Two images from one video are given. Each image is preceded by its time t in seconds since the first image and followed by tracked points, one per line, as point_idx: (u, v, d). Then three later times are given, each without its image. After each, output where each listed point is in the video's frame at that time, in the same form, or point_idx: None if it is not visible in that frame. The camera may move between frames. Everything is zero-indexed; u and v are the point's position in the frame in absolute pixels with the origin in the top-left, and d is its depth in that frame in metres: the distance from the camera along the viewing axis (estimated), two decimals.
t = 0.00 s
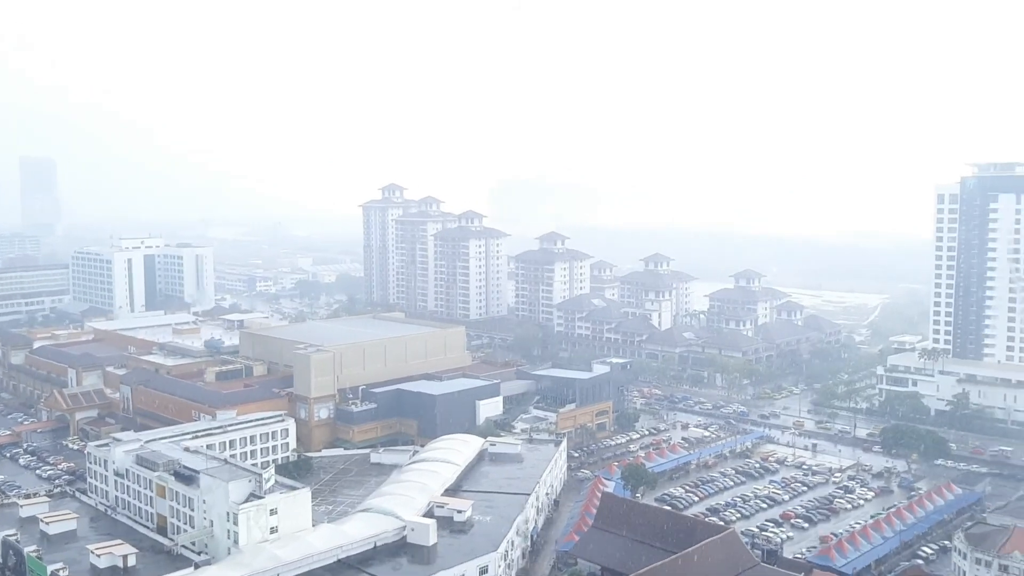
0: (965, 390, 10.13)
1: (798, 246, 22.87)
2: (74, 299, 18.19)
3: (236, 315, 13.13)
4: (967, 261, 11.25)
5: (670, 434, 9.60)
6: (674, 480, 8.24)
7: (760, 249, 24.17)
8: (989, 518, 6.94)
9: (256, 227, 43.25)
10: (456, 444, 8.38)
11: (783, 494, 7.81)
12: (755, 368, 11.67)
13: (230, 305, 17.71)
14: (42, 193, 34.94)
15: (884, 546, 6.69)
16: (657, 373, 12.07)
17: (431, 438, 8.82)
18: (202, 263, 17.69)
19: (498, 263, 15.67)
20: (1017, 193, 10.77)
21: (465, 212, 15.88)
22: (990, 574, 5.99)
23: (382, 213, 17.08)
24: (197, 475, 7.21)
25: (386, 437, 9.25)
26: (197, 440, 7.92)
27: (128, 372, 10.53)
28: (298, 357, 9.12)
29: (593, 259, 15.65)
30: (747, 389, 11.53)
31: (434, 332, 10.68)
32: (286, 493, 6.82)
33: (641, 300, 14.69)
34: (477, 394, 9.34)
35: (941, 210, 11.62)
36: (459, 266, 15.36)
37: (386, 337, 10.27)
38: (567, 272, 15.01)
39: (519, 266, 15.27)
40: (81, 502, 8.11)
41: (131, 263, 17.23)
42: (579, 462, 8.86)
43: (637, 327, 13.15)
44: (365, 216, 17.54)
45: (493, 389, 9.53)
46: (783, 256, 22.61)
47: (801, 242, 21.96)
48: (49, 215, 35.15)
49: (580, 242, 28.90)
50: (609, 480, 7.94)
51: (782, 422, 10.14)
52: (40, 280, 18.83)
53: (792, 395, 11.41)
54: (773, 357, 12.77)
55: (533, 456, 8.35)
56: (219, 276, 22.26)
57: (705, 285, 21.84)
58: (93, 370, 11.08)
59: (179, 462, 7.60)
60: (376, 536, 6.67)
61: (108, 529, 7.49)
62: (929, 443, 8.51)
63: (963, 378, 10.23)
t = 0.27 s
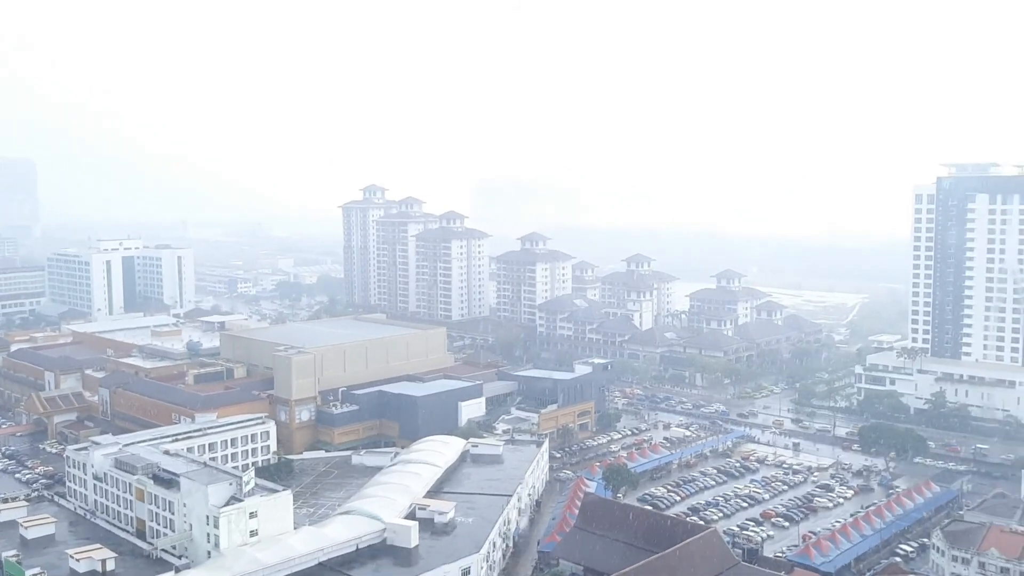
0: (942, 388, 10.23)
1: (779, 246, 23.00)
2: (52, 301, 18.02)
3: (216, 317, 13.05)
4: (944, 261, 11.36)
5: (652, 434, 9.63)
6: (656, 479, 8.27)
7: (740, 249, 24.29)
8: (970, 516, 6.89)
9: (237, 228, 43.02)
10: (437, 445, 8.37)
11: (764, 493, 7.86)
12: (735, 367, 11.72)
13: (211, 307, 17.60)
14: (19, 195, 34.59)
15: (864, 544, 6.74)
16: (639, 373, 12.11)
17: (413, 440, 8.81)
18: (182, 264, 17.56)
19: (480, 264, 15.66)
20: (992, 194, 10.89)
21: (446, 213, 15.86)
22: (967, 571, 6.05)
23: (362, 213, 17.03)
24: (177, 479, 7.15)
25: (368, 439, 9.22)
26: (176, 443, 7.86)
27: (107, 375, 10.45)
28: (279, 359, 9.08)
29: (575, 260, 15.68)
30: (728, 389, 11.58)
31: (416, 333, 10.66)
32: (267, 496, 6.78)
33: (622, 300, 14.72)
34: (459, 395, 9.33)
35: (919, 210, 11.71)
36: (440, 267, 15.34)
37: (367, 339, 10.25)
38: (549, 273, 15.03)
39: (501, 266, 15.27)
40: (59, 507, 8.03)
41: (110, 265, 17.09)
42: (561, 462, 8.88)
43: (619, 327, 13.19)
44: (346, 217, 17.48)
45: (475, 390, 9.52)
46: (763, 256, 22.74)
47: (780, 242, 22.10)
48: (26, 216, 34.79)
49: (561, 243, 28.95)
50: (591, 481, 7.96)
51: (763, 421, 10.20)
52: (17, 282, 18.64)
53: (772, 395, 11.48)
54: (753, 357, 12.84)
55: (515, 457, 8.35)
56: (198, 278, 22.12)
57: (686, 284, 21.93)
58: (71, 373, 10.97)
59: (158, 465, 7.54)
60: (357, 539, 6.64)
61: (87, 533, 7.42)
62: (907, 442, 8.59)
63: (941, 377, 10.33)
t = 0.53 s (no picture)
0: (921, 387, 10.31)
1: (761, 246, 23.11)
2: (31, 303, 17.86)
3: (197, 318, 12.97)
4: (923, 261, 11.45)
5: (634, 433, 9.66)
6: (638, 479, 8.29)
7: (722, 249, 24.40)
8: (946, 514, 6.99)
9: (218, 228, 42.78)
10: (419, 446, 8.36)
11: (744, 492, 7.90)
12: (716, 367, 11.78)
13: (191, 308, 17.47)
14: None
15: (844, 542, 6.78)
16: (621, 373, 12.14)
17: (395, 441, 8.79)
18: (162, 265, 17.38)
19: (462, 264, 15.65)
20: (970, 194, 11.00)
21: (428, 213, 15.84)
22: (946, 569, 6.11)
23: (344, 214, 16.98)
24: (156, 481, 7.10)
25: (349, 441, 9.20)
26: (156, 445, 7.81)
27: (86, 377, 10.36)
28: (259, 360, 9.04)
29: (557, 260, 15.71)
30: (709, 388, 11.63)
31: (397, 334, 10.64)
32: (248, 498, 6.74)
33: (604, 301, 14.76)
34: (441, 396, 9.32)
35: (898, 210, 11.80)
36: (422, 268, 15.32)
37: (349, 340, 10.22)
38: (531, 273, 15.05)
39: (483, 267, 15.26)
40: (38, 511, 7.96)
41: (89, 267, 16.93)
42: (543, 463, 8.89)
43: (601, 327, 13.22)
44: (328, 217, 17.42)
45: (457, 391, 9.52)
46: (744, 257, 22.84)
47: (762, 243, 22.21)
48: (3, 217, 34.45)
49: (544, 244, 28.98)
50: (573, 481, 7.97)
51: (743, 420, 10.25)
52: None
53: (753, 394, 11.54)
54: (734, 356, 12.90)
55: (497, 458, 8.35)
56: (178, 279, 21.98)
57: (668, 284, 22.01)
58: (49, 376, 10.87)
59: (137, 468, 7.48)
60: (339, 541, 6.61)
61: (66, 537, 7.36)
62: (886, 440, 8.65)
63: (920, 376, 10.42)
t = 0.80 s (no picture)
0: (901, 385, 10.39)
1: (742, 246, 23.22)
2: (9, 305, 17.69)
3: (177, 319, 12.89)
4: (902, 261, 11.52)
5: (616, 433, 9.68)
6: (620, 478, 8.31)
7: (704, 249, 24.48)
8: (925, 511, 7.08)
9: (199, 228, 42.53)
10: (402, 447, 8.33)
11: (726, 490, 7.92)
12: (698, 366, 11.81)
13: (172, 309, 17.36)
14: None
15: (825, 540, 6.81)
16: (603, 373, 12.16)
17: (377, 442, 8.77)
18: (142, 266, 17.29)
19: (445, 264, 15.63)
20: (949, 193, 11.09)
21: (411, 213, 15.81)
22: (925, 566, 6.15)
23: (326, 214, 16.92)
24: (136, 484, 7.04)
25: (331, 442, 9.16)
26: (136, 447, 7.74)
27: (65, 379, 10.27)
28: (240, 362, 8.99)
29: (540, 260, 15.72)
30: (691, 388, 11.66)
31: (379, 334, 10.61)
32: (229, 500, 6.69)
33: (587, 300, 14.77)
34: (423, 396, 9.30)
35: (878, 210, 11.85)
36: (405, 268, 15.29)
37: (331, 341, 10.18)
38: (514, 273, 15.05)
39: (466, 267, 15.24)
40: (16, 514, 7.88)
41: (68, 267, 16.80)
42: (526, 463, 8.89)
43: (584, 327, 13.23)
44: (309, 218, 17.35)
45: (439, 392, 9.50)
46: (726, 257, 22.93)
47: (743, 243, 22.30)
48: None
49: (527, 244, 28.99)
50: (556, 481, 7.97)
51: (725, 419, 10.29)
52: None
53: (735, 393, 11.59)
54: (715, 356, 12.95)
55: (480, 459, 8.35)
56: (159, 280, 21.83)
57: (651, 283, 22.09)
58: (28, 378, 10.77)
59: (117, 470, 7.41)
60: (321, 542, 6.58)
61: (45, 540, 7.28)
62: (867, 439, 8.71)
63: (900, 375, 10.50)
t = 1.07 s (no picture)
0: (878, 385, 10.48)
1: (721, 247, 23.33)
2: None
3: (155, 321, 12.79)
4: (879, 262, 11.61)
5: (596, 434, 9.71)
6: (601, 479, 8.32)
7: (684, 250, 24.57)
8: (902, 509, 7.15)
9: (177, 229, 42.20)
10: (382, 448, 8.31)
11: (706, 490, 7.96)
12: (678, 367, 11.85)
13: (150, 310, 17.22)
14: None
15: (803, 539, 6.85)
16: (583, 374, 12.18)
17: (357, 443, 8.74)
18: (119, 266, 17.14)
19: (425, 264, 15.60)
20: (925, 194, 11.19)
21: (390, 214, 15.76)
22: (902, 564, 6.21)
23: (305, 215, 16.84)
24: (114, 487, 6.97)
25: (311, 443, 9.12)
26: (114, 450, 7.67)
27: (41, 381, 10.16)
28: (219, 363, 8.94)
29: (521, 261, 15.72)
30: (671, 388, 11.69)
31: (359, 336, 10.58)
32: (208, 503, 6.64)
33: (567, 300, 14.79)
34: (403, 398, 9.29)
35: (855, 211, 11.93)
36: (385, 268, 15.25)
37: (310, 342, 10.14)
38: (494, 274, 15.06)
39: (446, 268, 15.22)
40: None
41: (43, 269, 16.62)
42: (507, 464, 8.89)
43: (564, 328, 13.25)
44: (289, 218, 17.27)
45: (419, 393, 9.48)
46: (705, 257, 23.02)
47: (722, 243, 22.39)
48: None
49: (507, 245, 28.98)
50: (536, 481, 7.98)
51: (704, 419, 10.34)
52: None
53: (714, 393, 11.64)
54: (695, 356, 13.01)
55: (460, 460, 8.34)
56: (136, 281, 21.63)
57: (631, 284, 22.15)
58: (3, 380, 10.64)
59: (94, 473, 7.34)
60: (301, 545, 6.55)
61: (21, 544, 7.21)
62: (844, 438, 8.78)
63: (878, 374, 10.60)
